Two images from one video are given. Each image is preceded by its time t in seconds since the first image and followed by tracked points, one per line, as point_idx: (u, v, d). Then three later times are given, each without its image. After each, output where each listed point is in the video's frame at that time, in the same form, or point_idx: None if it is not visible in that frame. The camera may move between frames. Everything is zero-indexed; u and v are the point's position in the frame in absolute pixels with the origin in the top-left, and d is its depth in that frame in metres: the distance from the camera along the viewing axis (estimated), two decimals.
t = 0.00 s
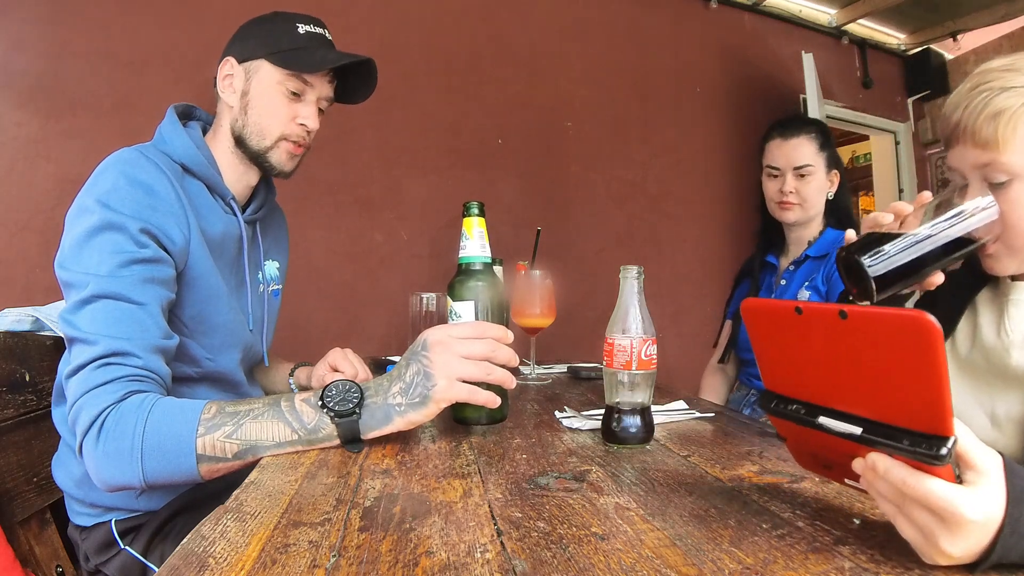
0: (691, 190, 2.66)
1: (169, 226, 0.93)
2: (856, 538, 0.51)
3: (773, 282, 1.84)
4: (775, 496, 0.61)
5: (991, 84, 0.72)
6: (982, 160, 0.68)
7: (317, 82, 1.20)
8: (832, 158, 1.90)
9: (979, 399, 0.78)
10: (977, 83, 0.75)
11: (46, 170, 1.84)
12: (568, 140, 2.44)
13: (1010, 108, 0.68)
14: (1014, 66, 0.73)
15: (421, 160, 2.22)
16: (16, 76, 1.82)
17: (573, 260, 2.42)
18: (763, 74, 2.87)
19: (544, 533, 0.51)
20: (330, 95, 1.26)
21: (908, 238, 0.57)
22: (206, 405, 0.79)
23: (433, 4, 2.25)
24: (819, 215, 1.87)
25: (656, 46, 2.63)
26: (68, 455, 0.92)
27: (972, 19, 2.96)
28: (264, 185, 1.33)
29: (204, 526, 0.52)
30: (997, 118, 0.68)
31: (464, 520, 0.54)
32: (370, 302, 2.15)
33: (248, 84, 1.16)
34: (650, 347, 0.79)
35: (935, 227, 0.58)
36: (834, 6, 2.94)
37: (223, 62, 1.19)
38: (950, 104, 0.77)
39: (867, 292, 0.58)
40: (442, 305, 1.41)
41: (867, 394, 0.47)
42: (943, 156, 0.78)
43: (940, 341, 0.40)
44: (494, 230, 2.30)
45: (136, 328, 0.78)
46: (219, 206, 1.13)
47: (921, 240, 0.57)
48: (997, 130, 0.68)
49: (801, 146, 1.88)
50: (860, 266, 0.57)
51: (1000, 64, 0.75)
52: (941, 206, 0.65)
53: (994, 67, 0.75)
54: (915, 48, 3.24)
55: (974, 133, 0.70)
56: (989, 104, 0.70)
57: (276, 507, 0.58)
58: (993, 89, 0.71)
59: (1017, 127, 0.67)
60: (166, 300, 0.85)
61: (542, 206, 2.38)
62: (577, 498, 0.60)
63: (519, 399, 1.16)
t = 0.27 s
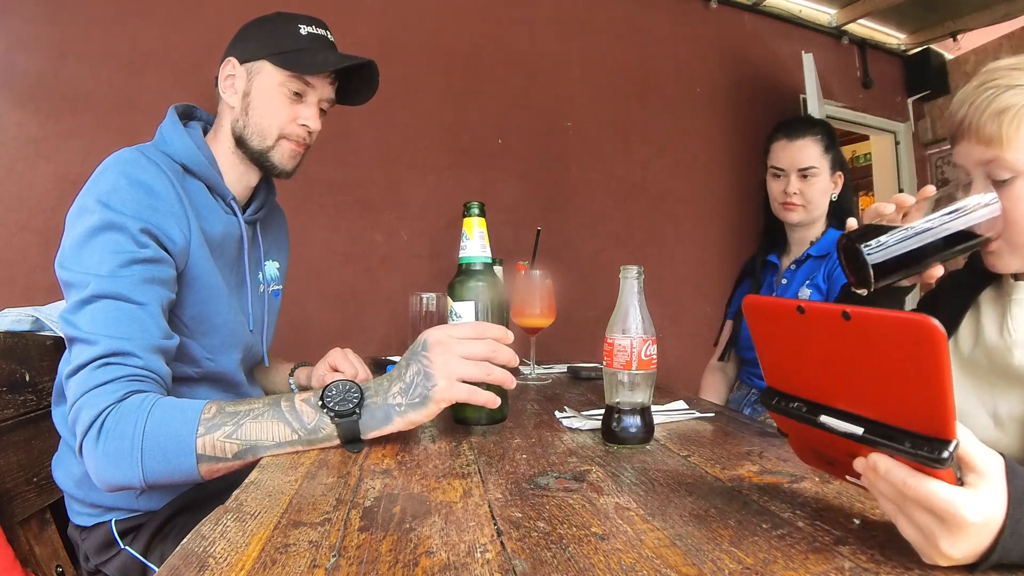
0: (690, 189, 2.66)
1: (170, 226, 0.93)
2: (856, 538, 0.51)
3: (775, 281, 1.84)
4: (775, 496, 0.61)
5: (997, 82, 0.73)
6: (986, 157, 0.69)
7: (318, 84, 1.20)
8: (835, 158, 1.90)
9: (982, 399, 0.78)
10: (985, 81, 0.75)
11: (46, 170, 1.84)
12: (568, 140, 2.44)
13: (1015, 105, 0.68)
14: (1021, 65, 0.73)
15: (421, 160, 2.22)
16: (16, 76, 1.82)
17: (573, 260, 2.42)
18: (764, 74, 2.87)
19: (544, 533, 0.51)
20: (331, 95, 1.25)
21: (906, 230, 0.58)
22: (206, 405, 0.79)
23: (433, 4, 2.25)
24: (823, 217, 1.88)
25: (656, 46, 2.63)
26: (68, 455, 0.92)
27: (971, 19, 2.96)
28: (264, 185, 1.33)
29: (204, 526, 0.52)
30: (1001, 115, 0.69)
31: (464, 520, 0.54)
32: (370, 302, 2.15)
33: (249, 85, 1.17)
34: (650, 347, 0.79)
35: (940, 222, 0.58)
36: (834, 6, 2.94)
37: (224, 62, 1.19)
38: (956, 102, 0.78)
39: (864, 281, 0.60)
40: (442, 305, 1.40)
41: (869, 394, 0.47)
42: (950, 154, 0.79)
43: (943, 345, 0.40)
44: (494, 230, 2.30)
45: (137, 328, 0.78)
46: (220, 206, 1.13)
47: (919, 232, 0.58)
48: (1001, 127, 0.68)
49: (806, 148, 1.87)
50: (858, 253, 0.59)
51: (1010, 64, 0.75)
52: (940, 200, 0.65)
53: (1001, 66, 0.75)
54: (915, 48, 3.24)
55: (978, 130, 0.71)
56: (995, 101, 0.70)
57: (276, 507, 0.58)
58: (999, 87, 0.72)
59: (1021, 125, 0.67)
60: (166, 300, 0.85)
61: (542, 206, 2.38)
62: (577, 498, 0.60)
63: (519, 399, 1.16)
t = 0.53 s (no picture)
0: (690, 189, 2.66)
1: (170, 227, 0.93)
2: (856, 538, 0.51)
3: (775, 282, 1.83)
4: (775, 496, 0.61)
5: (1000, 81, 0.73)
6: (988, 155, 0.69)
7: (311, 79, 1.19)
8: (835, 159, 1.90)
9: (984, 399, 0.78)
10: (989, 80, 0.75)
11: (46, 169, 1.84)
12: (568, 140, 2.44)
13: (1016, 104, 0.69)
14: None
15: (421, 160, 2.22)
16: (16, 76, 1.82)
17: (573, 260, 2.42)
18: (764, 74, 2.87)
19: (544, 533, 0.51)
20: (327, 94, 1.25)
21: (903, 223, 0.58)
22: (204, 406, 0.79)
23: (433, 4, 2.25)
24: (821, 217, 1.89)
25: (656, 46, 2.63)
26: (68, 455, 0.92)
27: (971, 19, 2.96)
28: (265, 185, 1.33)
29: (204, 526, 0.52)
30: (1002, 114, 0.69)
31: (464, 520, 0.54)
32: (370, 302, 2.15)
33: (243, 81, 1.17)
34: (650, 347, 0.79)
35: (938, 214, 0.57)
36: (834, 6, 2.94)
37: (223, 63, 1.21)
38: (959, 101, 0.78)
39: (862, 273, 0.61)
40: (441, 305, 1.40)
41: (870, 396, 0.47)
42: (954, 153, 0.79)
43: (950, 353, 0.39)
44: (494, 230, 2.30)
45: (137, 330, 0.78)
46: (220, 206, 1.13)
47: (918, 225, 0.57)
48: (1002, 126, 0.68)
49: (801, 149, 1.87)
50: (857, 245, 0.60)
51: (1015, 63, 0.75)
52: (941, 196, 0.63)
53: (1005, 66, 0.76)
54: (915, 48, 3.24)
55: (979, 129, 0.71)
56: (996, 100, 0.71)
57: (276, 507, 0.58)
58: (1001, 86, 0.72)
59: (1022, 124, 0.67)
60: (166, 302, 0.85)
61: (542, 205, 2.38)
62: (577, 498, 0.60)
63: (519, 399, 1.16)
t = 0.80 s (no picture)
0: (690, 189, 2.66)
1: (172, 229, 0.93)
2: (856, 538, 0.51)
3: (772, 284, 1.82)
4: (775, 496, 0.61)
5: (999, 82, 0.73)
6: (986, 154, 0.69)
7: (303, 76, 1.20)
8: (834, 161, 1.91)
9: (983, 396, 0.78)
10: (989, 80, 0.75)
11: (46, 170, 1.84)
12: (568, 140, 2.44)
13: (1015, 104, 0.69)
14: None
15: (421, 160, 2.22)
16: (16, 76, 1.82)
17: (573, 260, 2.42)
18: (763, 74, 2.87)
19: (544, 533, 0.51)
20: (321, 93, 1.24)
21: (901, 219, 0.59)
22: (202, 407, 0.79)
23: (433, 4, 2.25)
24: (816, 215, 1.88)
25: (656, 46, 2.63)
26: (68, 455, 0.92)
27: (971, 19, 2.97)
28: (268, 190, 1.34)
29: (204, 526, 0.52)
30: (999, 113, 0.69)
31: (464, 520, 0.54)
32: (370, 302, 2.15)
33: (239, 81, 1.19)
34: (650, 347, 0.79)
35: (938, 211, 0.56)
36: (834, 6, 2.95)
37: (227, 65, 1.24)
38: (959, 101, 0.78)
39: (858, 266, 0.61)
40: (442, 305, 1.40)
41: (886, 387, 0.46)
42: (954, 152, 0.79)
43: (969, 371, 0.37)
44: (494, 230, 2.30)
45: (137, 333, 0.78)
46: (222, 207, 1.13)
47: (916, 221, 0.57)
48: (999, 126, 0.69)
49: (792, 149, 1.89)
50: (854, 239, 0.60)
51: (1015, 64, 0.75)
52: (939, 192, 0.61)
53: (1005, 68, 0.75)
54: (915, 48, 3.24)
55: (978, 128, 0.71)
56: (995, 100, 0.71)
57: (275, 507, 0.58)
58: (1000, 87, 0.72)
59: (1018, 124, 0.67)
60: (167, 304, 0.85)
61: (542, 205, 2.38)
62: (578, 498, 0.60)
63: (519, 399, 1.16)
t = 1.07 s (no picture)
0: (690, 189, 2.66)
1: (175, 230, 0.93)
2: (856, 538, 0.51)
3: (772, 284, 1.82)
4: (775, 496, 0.61)
5: (999, 82, 0.73)
6: (985, 153, 0.69)
7: (307, 79, 1.19)
8: (834, 160, 1.92)
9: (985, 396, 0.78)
10: (991, 81, 0.75)
11: (46, 169, 1.84)
12: (568, 140, 2.45)
13: (1015, 103, 0.69)
14: None
15: (421, 160, 2.22)
16: (16, 76, 1.82)
17: (573, 260, 2.42)
18: (764, 74, 2.87)
19: (544, 533, 0.51)
20: (326, 94, 1.24)
21: (902, 216, 0.57)
22: (202, 408, 0.79)
23: (433, 4, 2.25)
24: (814, 215, 1.86)
25: (655, 47, 2.63)
26: (69, 455, 0.92)
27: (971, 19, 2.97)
28: (272, 193, 1.35)
29: (204, 526, 0.52)
30: (999, 112, 0.69)
31: (464, 520, 0.54)
32: (370, 302, 2.15)
33: (243, 84, 1.19)
34: (650, 347, 0.79)
35: (938, 210, 0.54)
36: (834, 6, 2.94)
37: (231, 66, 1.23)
38: (960, 101, 0.78)
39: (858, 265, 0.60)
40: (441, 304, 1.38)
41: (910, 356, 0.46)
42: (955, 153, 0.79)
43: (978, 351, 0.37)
44: (494, 230, 2.30)
45: (138, 335, 0.78)
46: (226, 208, 1.13)
47: (914, 220, 0.55)
48: (998, 125, 0.68)
49: (791, 147, 1.90)
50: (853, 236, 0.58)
51: (1017, 65, 0.75)
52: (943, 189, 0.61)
53: (1006, 68, 0.75)
54: (915, 48, 3.24)
55: (977, 128, 0.71)
56: (994, 99, 0.71)
57: (276, 507, 0.58)
58: (1000, 87, 0.72)
59: (1017, 124, 0.67)
60: (169, 306, 0.85)
61: (542, 205, 2.38)
62: (578, 498, 0.60)
63: (519, 399, 1.16)
